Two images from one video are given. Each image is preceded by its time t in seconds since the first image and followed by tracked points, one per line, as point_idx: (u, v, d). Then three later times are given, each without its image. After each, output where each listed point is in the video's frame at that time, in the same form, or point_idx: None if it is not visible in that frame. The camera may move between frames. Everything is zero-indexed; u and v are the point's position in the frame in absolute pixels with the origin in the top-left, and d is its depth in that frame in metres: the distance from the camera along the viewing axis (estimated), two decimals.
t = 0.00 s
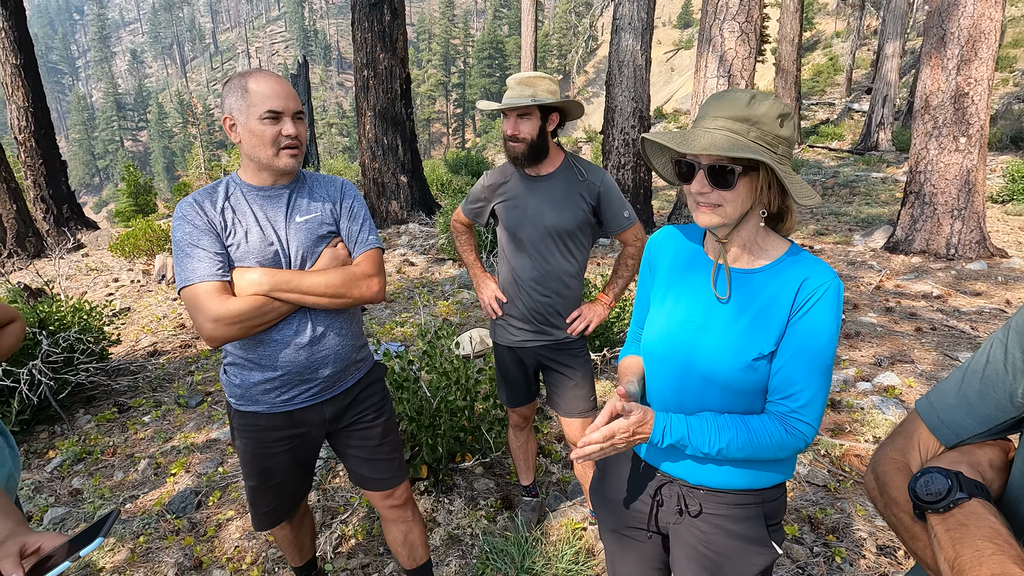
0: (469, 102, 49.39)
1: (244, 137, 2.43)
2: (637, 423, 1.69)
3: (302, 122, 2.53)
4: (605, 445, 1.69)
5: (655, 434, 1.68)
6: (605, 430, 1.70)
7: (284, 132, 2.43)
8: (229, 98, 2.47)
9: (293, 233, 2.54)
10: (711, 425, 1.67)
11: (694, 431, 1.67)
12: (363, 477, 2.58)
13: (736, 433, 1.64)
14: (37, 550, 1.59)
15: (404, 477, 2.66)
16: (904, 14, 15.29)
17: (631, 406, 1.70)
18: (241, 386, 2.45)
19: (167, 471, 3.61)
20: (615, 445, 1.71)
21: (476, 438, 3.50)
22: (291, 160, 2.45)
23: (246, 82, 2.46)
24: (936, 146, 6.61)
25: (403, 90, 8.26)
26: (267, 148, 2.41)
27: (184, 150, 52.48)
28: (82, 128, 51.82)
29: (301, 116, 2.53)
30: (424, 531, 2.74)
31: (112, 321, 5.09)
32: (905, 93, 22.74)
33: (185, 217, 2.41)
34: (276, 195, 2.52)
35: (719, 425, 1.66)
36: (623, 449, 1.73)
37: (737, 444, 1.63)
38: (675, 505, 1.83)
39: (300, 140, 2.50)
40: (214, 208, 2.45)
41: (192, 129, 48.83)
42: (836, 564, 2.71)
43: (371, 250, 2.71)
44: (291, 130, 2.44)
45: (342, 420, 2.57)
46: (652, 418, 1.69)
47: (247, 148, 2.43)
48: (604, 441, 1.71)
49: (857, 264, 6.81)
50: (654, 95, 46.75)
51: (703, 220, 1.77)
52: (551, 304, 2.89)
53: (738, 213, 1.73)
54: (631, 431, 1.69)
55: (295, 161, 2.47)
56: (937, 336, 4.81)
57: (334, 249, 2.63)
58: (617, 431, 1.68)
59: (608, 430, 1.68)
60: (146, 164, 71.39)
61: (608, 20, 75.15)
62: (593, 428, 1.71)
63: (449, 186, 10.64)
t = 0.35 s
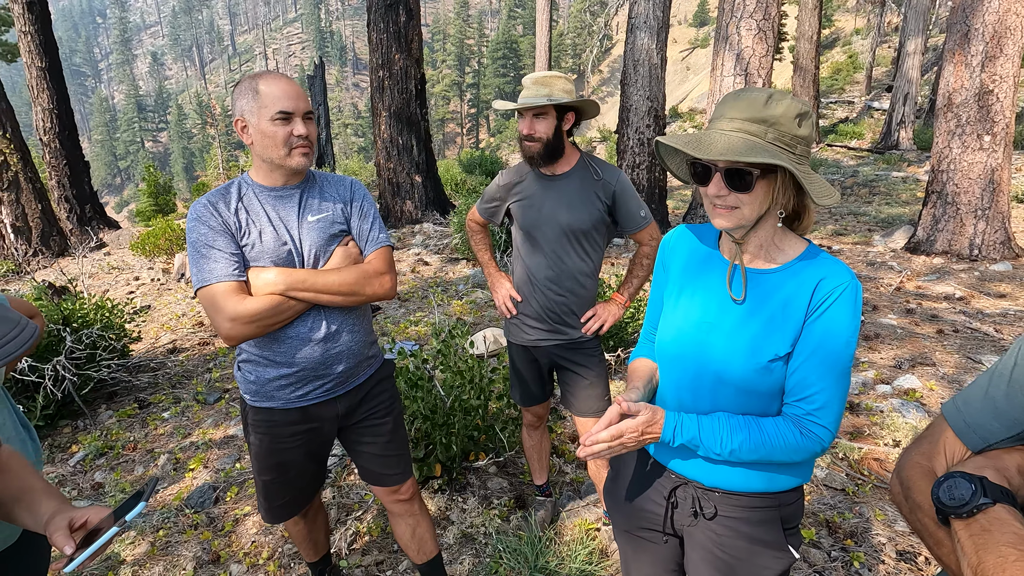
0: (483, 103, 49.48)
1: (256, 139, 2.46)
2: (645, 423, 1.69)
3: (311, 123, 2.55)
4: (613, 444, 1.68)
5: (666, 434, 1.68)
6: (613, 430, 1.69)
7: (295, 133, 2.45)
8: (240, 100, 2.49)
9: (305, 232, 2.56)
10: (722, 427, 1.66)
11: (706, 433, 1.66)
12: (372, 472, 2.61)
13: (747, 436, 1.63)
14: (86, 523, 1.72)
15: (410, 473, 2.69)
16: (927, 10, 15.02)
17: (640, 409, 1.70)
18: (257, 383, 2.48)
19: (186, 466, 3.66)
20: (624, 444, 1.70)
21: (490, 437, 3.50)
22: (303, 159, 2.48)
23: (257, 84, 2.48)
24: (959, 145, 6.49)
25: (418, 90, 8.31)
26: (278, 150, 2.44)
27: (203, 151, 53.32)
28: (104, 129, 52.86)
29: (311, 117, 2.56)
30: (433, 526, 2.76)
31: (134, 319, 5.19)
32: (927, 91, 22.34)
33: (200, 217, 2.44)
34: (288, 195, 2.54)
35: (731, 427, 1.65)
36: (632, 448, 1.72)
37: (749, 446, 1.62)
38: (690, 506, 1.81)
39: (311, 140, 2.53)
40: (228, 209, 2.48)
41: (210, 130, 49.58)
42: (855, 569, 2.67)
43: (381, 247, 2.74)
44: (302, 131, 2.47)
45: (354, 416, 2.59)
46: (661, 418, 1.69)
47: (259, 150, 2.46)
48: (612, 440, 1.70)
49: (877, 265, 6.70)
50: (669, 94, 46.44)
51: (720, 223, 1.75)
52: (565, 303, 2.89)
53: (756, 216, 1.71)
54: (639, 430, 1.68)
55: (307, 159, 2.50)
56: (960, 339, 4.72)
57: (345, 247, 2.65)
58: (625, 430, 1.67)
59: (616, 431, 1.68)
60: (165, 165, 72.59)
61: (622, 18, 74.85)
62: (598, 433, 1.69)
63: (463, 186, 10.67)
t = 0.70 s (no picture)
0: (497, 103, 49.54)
1: (272, 139, 2.49)
2: (663, 414, 1.70)
3: (326, 123, 2.58)
4: (630, 433, 1.72)
5: (683, 428, 1.68)
6: (630, 419, 1.73)
7: (310, 134, 2.48)
8: (257, 102, 2.53)
9: (320, 230, 2.59)
10: (741, 428, 1.65)
11: (723, 434, 1.65)
12: (387, 471, 2.64)
13: (766, 437, 1.62)
14: (50, 562, 1.46)
15: (425, 472, 2.70)
16: (951, 7, 14.71)
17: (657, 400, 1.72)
18: (274, 379, 2.51)
19: (205, 461, 3.73)
20: (642, 435, 1.73)
21: (504, 437, 3.51)
22: (318, 160, 2.51)
23: (273, 86, 2.51)
24: (983, 144, 6.35)
25: (434, 91, 8.35)
26: (294, 151, 2.47)
27: (221, 152, 54.12)
28: (126, 131, 53.91)
29: (325, 118, 2.59)
30: (447, 524, 2.77)
31: (155, 316, 5.29)
32: (950, 90, 21.88)
33: (218, 216, 2.48)
34: (303, 194, 2.57)
35: (750, 428, 1.64)
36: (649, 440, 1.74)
37: (768, 448, 1.60)
38: (707, 508, 1.80)
39: (326, 140, 2.56)
40: (245, 208, 2.52)
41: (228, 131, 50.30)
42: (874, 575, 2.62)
43: (395, 245, 2.75)
44: (317, 131, 2.50)
45: (368, 415, 2.62)
46: (679, 412, 1.69)
47: (276, 151, 2.49)
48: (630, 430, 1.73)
49: (898, 267, 6.59)
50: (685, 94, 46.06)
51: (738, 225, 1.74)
52: (580, 303, 2.89)
53: (775, 217, 1.69)
54: (657, 421, 1.70)
55: (323, 159, 2.53)
56: (984, 342, 4.62)
57: (360, 245, 2.68)
58: (643, 420, 1.70)
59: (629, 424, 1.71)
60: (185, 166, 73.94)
61: (638, 18, 74.46)
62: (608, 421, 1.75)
63: (478, 186, 10.70)
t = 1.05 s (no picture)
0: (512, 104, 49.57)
1: (293, 139, 2.52)
2: (674, 429, 1.69)
3: (346, 123, 2.61)
4: (643, 450, 1.71)
5: (695, 441, 1.67)
6: (643, 436, 1.72)
7: (331, 133, 2.51)
8: (279, 103, 2.56)
9: (339, 230, 2.62)
10: (757, 429, 1.64)
11: (739, 435, 1.65)
12: (404, 470, 2.66)
13: (782, 439, 1.61)
14: None
15: (441, 472, 2.72)
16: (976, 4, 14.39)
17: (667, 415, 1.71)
18: (293, 378, 2.55)
19: (225, 458, 3.79)
20: (655, 451, 1.72)
21: (519, 437, 3.52)
22: (339, 157, 2.53)
23: (295, 87, 2.55)
24: (1010, 144, 6.20)
25: (449, 92, 8.38)
26: (315, 149, 2.50)
27: (240, 153, 54.94)
28: (147, 132, 54.95)
29: (346, 117, 2.62)
30: (462, 523, 2.79)
31: (176, 315, 5.39)
32: (976, 88, 21.40)
33: (239, 216, 2.52)
34: (323, 194, 2.61)
35: (766, 430, 1.64)
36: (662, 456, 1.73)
37: (784, 449, 1.59)
38: (726, 510, 1.79)
39: (346, 139, 2.59)
40: (266, 209, 2.56)
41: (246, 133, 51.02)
42: None
43: (413, 246, 2.77)
44: (338, 130, 2.53)
45: (385, 413, 2.64)
46: (691, 425, 1.68)
47: (297, 150, 2.53)
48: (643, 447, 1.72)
49: (920, 269, 6.47)
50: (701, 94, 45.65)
51: (757, 221, 1.72)
52: (596, 303, 2.88)
53: (795, 215, 1.67)
54: (669, 436, 1.69)
55: (343, 158, 2.55)
56: (1010, 346, 4.51)
57: (378, 246, 2.70)
58: (655, 436, 1.70)
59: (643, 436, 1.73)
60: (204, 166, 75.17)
61: (653, 17, 74.01)
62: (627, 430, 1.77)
63: (493, 187, 10.72)
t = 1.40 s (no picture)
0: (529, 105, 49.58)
1: (316, 142, 2.57)
2: (699, 419, 1.71)
3: (369, 126, 2.65)
4: (666, 439, 1.73)
5: (722, 433, 1.68)
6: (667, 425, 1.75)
7: (355, 136, 2.54)
8: (303, 107, 2.61)
9: (361, 231, 2.66)
10: (780, 432, 1.62)
11: (762, 437, 1.63)
12: (423, 469, 2.69)
13: (806, 442, 1.59)
14: None
15: (459, 471, 2.74)
16: None
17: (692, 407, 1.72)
18: (314, 377, 2.59)
19: (247, 453, 3.86)
20: (679, 441, 1.74)
21: (536, 437, 3.52)
22: (361, 162, 2.56)
23: (317, 90, 2.59)
24: None
25: (468, 93, 8.42)
26: (340, 152, 2.54)
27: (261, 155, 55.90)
28: (172, 135, 56.23)
29: (369, 120, 2.65)
30: (480, 522, 2.80)
31: (201, 313, 5.51)
32: (1008, 86, 20.82)
33: (264, 218, 2.57)
34: (345, 196, 2.65)
35: (788, 433, 1.62)
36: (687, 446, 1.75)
37: (809, 453, 1.57)
38: (745, 511, 1.77)
39: (368, 143, 2.60)
40: (290, 210, 2.61)
41: (268, 134, 51.89)
42: None
43: (433, 248, 2.80)
44: (360, 134, 2.55)
45: (404, 412, 2.67)
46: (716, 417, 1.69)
47: (320, 153, 2.57)
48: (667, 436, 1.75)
49: (949, 272, 6.31)
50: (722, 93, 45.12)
51: (778, 221, 1.70)
52: (615, 304, 2.87)
53: (816, 215, 1.65)
54: (694, 426, 1.71)
55: (365, 163, 2.59)
56: None
57: (399, 247, 2.73)
58: (679, 425, 1.72)
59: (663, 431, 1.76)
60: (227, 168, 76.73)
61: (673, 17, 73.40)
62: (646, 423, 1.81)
63: (511, 188, 10.74)
